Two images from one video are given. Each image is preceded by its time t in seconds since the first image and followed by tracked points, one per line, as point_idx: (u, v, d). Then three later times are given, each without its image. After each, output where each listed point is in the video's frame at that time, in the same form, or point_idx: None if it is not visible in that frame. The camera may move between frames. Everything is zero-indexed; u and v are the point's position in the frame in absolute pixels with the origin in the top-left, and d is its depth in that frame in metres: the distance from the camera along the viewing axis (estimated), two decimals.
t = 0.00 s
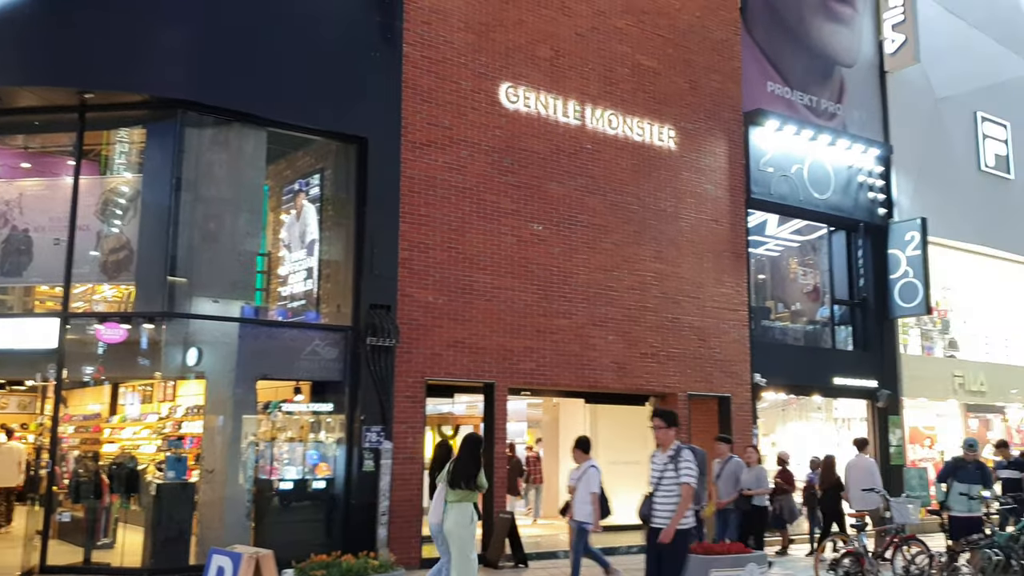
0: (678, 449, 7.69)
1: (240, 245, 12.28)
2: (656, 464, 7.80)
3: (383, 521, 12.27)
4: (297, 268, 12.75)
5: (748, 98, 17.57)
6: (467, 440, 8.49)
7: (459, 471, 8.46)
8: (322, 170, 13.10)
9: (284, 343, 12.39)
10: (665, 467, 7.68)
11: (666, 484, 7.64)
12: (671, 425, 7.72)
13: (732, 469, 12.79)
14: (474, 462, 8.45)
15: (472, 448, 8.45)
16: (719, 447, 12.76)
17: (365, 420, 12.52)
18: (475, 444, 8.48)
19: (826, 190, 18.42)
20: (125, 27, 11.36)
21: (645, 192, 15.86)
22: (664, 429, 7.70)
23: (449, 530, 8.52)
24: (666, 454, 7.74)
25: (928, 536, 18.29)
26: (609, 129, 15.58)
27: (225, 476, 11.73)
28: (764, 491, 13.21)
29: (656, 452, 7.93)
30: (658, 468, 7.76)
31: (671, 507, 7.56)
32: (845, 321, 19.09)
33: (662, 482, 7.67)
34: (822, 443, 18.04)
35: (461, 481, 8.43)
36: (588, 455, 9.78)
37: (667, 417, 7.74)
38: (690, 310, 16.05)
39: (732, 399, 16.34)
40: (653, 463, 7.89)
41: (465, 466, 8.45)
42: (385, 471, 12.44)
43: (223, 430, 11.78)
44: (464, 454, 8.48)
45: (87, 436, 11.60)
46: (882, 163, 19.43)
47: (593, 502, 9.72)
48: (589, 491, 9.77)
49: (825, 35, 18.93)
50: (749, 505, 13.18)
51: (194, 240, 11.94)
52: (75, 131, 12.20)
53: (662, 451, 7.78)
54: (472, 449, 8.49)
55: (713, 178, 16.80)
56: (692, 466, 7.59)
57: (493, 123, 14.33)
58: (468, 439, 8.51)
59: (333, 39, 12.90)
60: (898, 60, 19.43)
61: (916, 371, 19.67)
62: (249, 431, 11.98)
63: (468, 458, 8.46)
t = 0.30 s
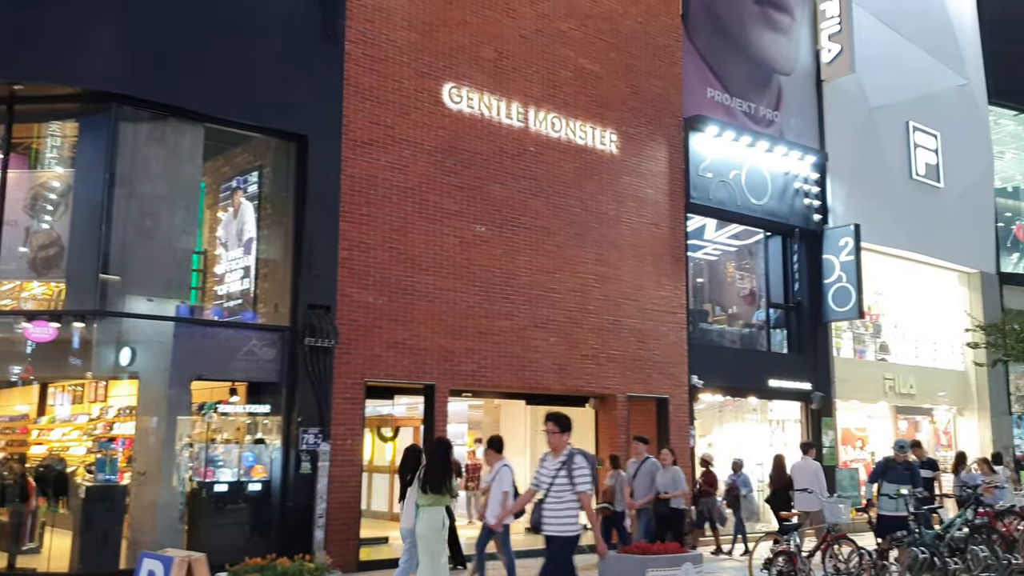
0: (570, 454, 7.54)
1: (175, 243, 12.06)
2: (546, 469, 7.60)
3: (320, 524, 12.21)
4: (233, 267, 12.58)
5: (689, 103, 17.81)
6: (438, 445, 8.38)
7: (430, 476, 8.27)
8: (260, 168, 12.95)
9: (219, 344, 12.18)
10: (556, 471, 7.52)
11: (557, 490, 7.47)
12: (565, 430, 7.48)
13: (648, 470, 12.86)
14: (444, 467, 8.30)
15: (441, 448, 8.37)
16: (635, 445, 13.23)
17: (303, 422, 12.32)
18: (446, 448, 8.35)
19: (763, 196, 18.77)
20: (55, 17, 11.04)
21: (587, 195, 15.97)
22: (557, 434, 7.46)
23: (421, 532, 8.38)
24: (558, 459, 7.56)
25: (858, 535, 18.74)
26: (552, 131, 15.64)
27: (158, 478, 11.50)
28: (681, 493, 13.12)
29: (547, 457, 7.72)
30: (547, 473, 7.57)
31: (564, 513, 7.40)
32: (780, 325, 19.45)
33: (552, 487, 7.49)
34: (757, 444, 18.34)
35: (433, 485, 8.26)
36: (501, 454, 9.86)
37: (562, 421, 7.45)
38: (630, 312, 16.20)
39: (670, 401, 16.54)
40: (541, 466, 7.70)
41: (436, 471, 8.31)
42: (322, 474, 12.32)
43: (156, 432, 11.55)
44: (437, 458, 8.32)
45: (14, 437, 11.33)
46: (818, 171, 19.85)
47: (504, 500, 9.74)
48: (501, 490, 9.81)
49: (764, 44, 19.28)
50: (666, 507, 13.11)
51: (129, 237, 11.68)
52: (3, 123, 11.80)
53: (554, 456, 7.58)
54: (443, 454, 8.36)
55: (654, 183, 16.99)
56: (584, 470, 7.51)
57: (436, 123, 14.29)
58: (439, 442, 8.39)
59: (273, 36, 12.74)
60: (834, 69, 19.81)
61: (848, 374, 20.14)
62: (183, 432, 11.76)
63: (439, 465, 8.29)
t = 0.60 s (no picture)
0: (471, 448, 6.91)
1: (117, 241, 11.86)
2: (444, 464, 6.94)
3: (264, 526, 11.98)
4: (176, 265, 12.34)
5: (638, 108, 17.97)
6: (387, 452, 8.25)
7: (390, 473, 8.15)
8: (206, 164, 12.70)
9: (162, 344, 11.95)
10: (453, 467, 6.86)
11: (455, 485, 6.81)
12: (467, 421, 6.95)
13: (572, 469, 12.83)
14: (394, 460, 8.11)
15: (388, 450, 8.18)
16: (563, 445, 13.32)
17: (246, 423, 12.16)
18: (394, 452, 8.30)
19: (710, 200, 19.03)
20: None
21: (537, 197, 16.01)
22: (458, 425, 6.91)
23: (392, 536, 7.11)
24: (456, 453, 6.92)
25: (800, 535, 19.04)
26: (503, 132, 15.66)
27: (96, 480, 11.26)
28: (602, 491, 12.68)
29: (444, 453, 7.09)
30: (445, 468, 6.91)
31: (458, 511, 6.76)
32: (725, 327, 19.68)
33: (449, 483, 6.83)
34: (702, 446, 18.58)
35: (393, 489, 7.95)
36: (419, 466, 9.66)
37: (461, 413, 6.91)
38: (579, 314, 16.28)
39: (618, 402, 16.65)
40: (439, 461, 7.04)
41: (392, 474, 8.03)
42: (266, 475, 12.13)
43: (96, 433, 11.31)
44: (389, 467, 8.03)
45: None
46: (764, 176, 20.17)
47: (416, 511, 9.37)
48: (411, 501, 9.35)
49: (712, 50, 19.54)
50: (587, 506, 12.73)
51: (69, 233, 11.45)
52: None
53: (453, 450, 6.95)
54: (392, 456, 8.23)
55: (603, 186, 17.10)
56: (483, 466, 6.82)
57: (386, 122, 14.20)
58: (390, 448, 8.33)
59: (220, 31, 12.56)
60: (781, 76, 20.13)
61: (791, 376, 20.50)
62: (124, 433, 11.52)
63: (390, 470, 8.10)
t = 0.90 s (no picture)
0: (353, 457, 6.25)
1: (50, 234, 11.54)
2: (324, 474, 6.31)
3: (197, 527, 11.75)
4: (111, 259, 12.11)
5: (584, 112, 18.09)
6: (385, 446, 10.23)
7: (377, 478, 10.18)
8: (143, 157, 12.46)
9: (94, 340, 11.65)
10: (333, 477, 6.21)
11: (335, 498, 6.17)
12: (352, 429, 6.34)
13: (490, 471, 12.51)
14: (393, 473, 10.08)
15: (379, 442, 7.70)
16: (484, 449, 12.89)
17: (181, 422, 11.92)
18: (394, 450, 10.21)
19: (653, 205, 19.27)
20: None
21: (483, 197, 16.00)
22: (343, 432, 6.29)
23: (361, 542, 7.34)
24: (338, 463, 6.28)
25: (736, 536, 19.36)
26: (449, 132, 15.62)
27: (23, 479, 10.89)
28: (518, 496, 12.29)
29: (326, 461, 6.44)
30: (326, 479, 6.26)
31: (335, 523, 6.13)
32: (666, 330, 19.93)
33: (329, 494, 6.19)
34: (642, 448, 18.76)
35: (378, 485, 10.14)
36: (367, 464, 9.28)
37: (347, 418, 6.32)
38: (522, 316, 16.31)
39: (559, 404, 16.72)
40: (320, 472, 6.40)
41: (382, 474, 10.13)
42: (201, 475, 11.88)
43: (23, 431, 10.96)
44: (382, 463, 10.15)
45: None
46: (706, 182, 20.46)
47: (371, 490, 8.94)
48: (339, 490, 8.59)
49: (657, 56, 19.78)
50: (504, 510, 12.30)
51: None
52: None
53: (335, 460, 6.31)
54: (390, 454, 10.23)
55: (548, 188, 17.15)
56: (365, 475, 6.19)
57: (330, 119, 14.06)
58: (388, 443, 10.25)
59: (161, 21, 12.31)
60: (724, 84, 20.44)
61: (730, 380, 20.83)
62: (53, 431, 11.19)
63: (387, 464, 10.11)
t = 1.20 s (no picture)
0: (221, 453, 5.81)
1: None
2: (188, 471, 5.83)
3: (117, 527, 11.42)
4: (31, 251, 11.78)
5: (521, 113, 18.16)
6: (342, 447, 8.91)
7: (332, 478, 8.85)
8: (67, 147, 12.13)
9: (12, 333, 11.26)
10: (200, 472, 5.76)
11: (201, 497, 5.74)
12: (220, 420, 5.88)
13: (395, 469, 12.58)
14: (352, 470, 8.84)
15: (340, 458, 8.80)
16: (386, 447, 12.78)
17: (102, 420, 11.61)
18: (349, 450, 8.90)
19: (587, 207, 19.47)
20: None
21: (418, 196, 15.94)
22: (211, 425, 5.84)
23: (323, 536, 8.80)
24: (205, 459, 5.83)
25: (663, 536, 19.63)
26: (384, 129, 15.53)
27: None
28: (425, 494, 12.47)
29: (191, 455, 5.96)
30: (191, 476, 5.81)
31: (202, 523, 5.71)
32: (598, 332, 20.13)
33: (195, 492, 5.75)
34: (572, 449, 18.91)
35: (335, 486, 8.83)
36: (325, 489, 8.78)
37: (215, 410, 5.85)
38: (456, 316, 16.29)
39: (492, 404, 16.74)
40: (183, 466, 5.91)
41: (337, 474, 8.84)
42: (122, 475, 11.56)
43: None
44: (338, 461, 8.85)
45: None
46: (639, 187, 20.73)
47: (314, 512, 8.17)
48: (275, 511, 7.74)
49: (594, 60, 19.96)
50: (408, 509, 12.49)
51: None
52: None
53: (201, 456, 5.85)
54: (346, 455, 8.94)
55: (484, 189, 17.16)
56: (237, 471, 5.77)
57: (263, 113, 13.85)
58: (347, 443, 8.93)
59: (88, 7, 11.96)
60: (659, 90, 20.72)
61: (659, 382, 21.16)
62: None
63: (344, 464, 8.83)
